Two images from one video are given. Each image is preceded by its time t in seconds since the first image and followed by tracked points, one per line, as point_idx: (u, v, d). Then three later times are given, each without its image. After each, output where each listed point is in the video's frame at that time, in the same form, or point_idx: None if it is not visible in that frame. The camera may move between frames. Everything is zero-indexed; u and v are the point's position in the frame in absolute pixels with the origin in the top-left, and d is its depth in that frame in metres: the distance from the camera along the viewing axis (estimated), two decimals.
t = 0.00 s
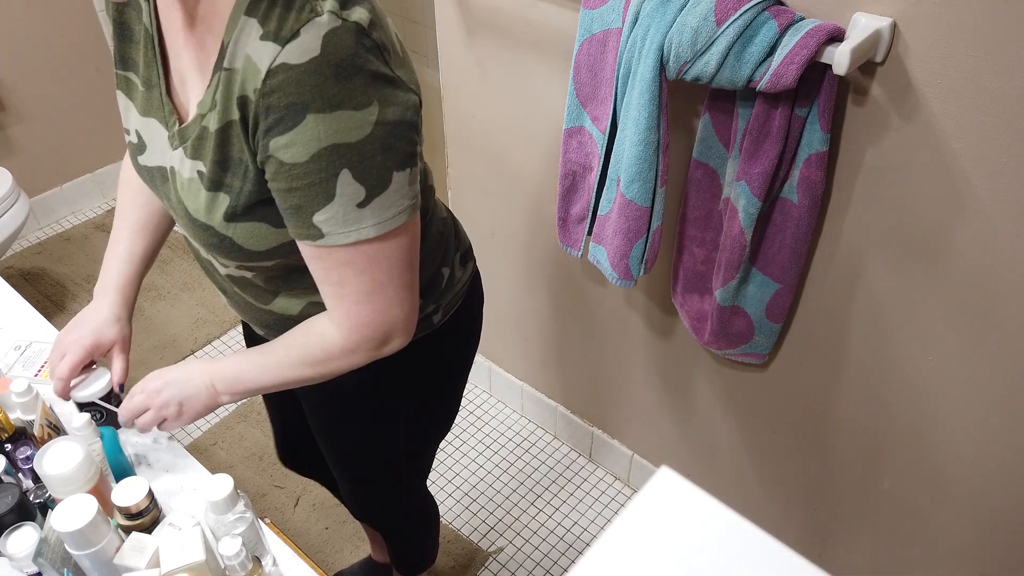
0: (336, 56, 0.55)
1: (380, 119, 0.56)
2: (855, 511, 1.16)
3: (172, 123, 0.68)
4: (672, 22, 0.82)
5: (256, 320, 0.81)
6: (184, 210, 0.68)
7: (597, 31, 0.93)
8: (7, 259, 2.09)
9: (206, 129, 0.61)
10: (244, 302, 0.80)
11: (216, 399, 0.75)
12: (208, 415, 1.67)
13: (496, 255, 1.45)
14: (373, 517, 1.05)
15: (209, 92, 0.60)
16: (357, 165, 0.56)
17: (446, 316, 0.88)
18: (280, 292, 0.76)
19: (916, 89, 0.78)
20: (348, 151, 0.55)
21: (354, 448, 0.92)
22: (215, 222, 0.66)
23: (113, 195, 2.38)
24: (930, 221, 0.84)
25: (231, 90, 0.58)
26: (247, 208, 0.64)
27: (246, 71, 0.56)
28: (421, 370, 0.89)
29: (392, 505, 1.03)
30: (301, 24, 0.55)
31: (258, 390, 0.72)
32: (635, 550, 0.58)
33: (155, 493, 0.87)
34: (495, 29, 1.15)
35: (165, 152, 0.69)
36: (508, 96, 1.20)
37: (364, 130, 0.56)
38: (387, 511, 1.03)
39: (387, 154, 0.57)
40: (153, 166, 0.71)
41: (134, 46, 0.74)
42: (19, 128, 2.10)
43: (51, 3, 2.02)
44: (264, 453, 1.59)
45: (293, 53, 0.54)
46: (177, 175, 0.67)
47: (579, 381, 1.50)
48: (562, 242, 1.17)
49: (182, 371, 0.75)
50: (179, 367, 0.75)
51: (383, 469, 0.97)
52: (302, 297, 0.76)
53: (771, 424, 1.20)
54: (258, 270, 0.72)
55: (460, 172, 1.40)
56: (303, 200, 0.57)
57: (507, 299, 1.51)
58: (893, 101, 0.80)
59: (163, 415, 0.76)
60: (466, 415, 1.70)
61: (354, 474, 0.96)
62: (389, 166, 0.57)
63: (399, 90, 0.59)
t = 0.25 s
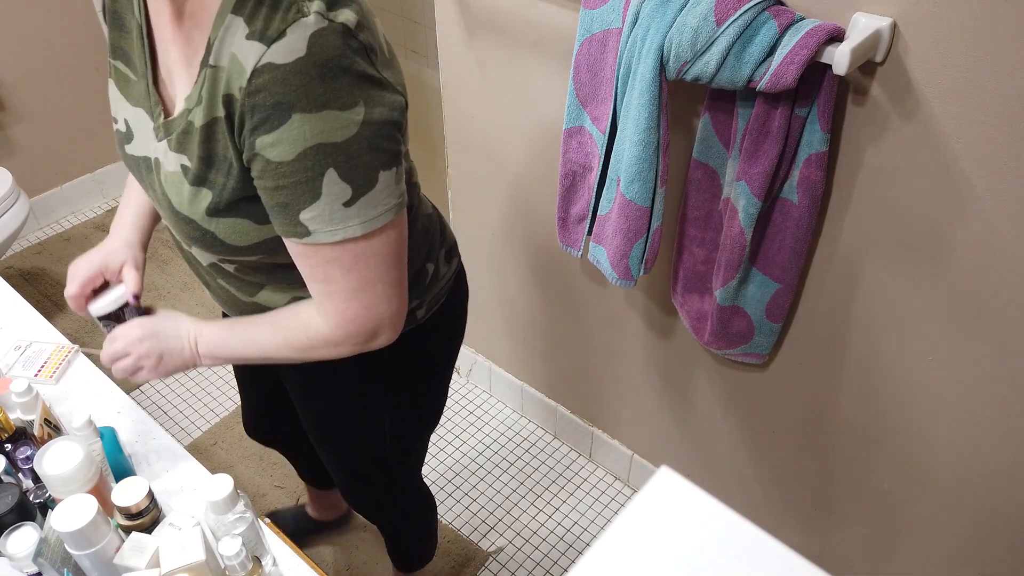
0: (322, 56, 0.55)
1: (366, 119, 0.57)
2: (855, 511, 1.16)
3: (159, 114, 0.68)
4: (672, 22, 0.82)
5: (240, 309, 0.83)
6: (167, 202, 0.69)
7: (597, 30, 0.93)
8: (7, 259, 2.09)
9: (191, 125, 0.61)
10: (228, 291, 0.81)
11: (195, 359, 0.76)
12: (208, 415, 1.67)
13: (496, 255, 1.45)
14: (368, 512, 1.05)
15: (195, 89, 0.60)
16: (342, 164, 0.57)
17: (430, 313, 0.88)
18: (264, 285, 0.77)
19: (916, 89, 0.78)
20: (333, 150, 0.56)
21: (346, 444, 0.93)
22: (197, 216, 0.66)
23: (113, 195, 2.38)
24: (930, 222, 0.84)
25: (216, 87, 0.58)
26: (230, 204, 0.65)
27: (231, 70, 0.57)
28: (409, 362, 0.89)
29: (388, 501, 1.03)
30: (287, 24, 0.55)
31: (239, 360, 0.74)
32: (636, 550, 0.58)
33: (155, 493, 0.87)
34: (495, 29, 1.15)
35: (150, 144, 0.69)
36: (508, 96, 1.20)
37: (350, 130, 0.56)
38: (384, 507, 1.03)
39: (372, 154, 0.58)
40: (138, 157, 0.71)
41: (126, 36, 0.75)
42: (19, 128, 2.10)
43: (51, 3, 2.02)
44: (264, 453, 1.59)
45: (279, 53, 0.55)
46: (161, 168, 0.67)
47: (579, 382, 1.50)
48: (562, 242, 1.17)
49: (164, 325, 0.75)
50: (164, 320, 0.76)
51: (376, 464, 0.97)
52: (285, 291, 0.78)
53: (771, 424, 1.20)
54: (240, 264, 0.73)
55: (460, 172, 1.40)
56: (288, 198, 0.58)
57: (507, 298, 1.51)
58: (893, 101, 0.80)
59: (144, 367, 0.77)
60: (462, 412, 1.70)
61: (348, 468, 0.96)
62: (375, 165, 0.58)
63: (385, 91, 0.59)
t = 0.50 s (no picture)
0: (288, 32, 0.59)
1: (331, 91, 0.61)
2: (856, 511, 1.16)
3: (120, 95, 0.68)
4: (672, 22, 0.82)
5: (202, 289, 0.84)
6: (136, 179, 0.70)
7: (597, 30, 0.93)
8: (7, 259, 2.09)
9: (160, 102, 0.63)
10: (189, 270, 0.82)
11: (161, 321, 0.78)
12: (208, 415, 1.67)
13: (496, 255, 1.45)
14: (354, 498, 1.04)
15: (162, 66, 0.62)
16: (310, 133, 0.60)
17: (387, 277, 0.88)
18: (228, 258, 0.78)
19: (916, 89, 0.78)
20: (301, 120, 0.59)
21: (322, 427, 0.92)
22: (167, 191, 0.68)
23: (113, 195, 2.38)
24: (930, 222, 0.84)
25: (185, 63, 0.60)
26: (199, 177, 0.67)
27: (200, 46, 0.60)
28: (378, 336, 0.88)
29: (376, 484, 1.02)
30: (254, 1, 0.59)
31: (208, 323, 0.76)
32: (635, 550, 0.58)
33: (155, 493, 0.87)
34: (495, 29, 1.15)
35: (113, 123, 0.70)
36: (507, 95, 1.20)
37: (315, 101, 0.60)
38: (371, 491, 1.03)
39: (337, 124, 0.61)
40: (99, 138, 0.72)
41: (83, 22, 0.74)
42: (19, 128, 2.09)
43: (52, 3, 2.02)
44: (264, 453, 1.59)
45: (248, 29, 0.58)
46: (127, 146, 0.68)
47: (579, 381, 1.50)
48: (562, 242, 1.17)
49: (135, 281, 0.76)
50: (132, 277, 0.76)
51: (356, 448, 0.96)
52: (247, 265, 0.78)
53: (771, 424, 1.20)
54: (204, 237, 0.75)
55: (460, 172, 1.40)
56: (259, 167, 0.60)
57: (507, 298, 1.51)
58: (893, 101, 0.80)
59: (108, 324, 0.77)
60: (459, 410, 1.71)
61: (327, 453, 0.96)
62: (340, 135, 0.62)
63: (346, 66, 0.63)
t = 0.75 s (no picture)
0: None
1: (281, 52, 0.65)
2: (856, 511, 1.16)
3: (71, 72, 0.72)
4: (672, 21, 0.82)
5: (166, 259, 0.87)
6: (94, 151, 0.74)
7: (597, 31, 0.93)
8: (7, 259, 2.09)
9: (117, 74, 0.67)
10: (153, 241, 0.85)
11: (134, 299, 0.81)
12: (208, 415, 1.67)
13: (496, 255, 1.45)
14: (317, 479, 1.04)
15: (116, 41, 0.66)
16: (267, 91, 0.64)
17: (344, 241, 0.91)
18: (193, 219, 0.81)
19: (916, 89, 0.78)
20: (257, 80, 0.63)
21: (285, 394, 0.93)
22: (128, 158, 0.72)
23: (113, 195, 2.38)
24: (929, 222, 0.85)
25: (140, 34, 0.64)
26: (160, 143, 0.71)
27: (154, 17, 0.63)
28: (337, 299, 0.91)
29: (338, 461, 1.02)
30: None
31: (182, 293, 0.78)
32: (635, 549, 0.58)
33: (155, 493, 0.87)
34: (495, 28, 1.15)
35: (66, 99, 0.74)
36: (507, 95, 1.20)
37: (269, 61, 0.64)
38: (333, 469, 1.03)
39: (291, 80, 0.65)
40: (53, 115, 0.76)
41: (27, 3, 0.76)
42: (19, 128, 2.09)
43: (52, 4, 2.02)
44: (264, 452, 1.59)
45: None
46: (83, 120, 0.72)
47: (579, 381, 1.50)
48: (561, 242, 1.17)
49: (104, 263, 0.80)
50: (100, 259, 0.80)
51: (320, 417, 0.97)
52: (216, 226, 0.81)
53: (771, 424, 1.20)
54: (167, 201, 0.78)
55: (460, 172, 1.40)
56: (222, 128, 0.64)
57: (506, 298, 1.51)
58: (893, 101, 0.80)
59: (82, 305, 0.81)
60: (459, 409, 1.71)
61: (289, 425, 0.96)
62: (294, 92, 0.66)
63: (293, 30, 0.67)
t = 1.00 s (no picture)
0: None
1: (270, 21, 0.68)
2: (856, 511, 1.17)
3: (58, 63, 0.72)
4: (672, 21, 0.82)
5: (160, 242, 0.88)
6: (90, 138, 0.74)
7: (597, 30, 0.93)
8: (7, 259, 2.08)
9: (109, 58, 0.69)
10: (148, 224, 0.87)
11: (129, 282, 0.83)
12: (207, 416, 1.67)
13: (496, 255, 1.45)
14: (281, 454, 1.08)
15: (104, 24, 0.68)
16: (261, 60, 0.67)
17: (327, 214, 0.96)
18: (187, 196, 0.83)
19: (917, 89, 0.78)
20: (251, 49, 0.66)
21: (265, 369, 0.97)
22: (129, 139, 0.73)
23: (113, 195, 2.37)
24: (930, 222, 0.84)
25: (134, 14, 0.66)
26: (161, 120, 0.72)
27: None
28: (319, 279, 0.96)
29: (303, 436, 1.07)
30: None
31: (178, 270, 0.82)
32: (634, 549, 0.58)
33: (156, 493, 0.87)
34: (495, 28, 1.15)
35: (56, 90, 0.74)
36: (507, 95, 1.20)
37: (260, 31, 0.67)
38: (297, 443, 1.07)
39: (281, 49, 0.69)
40: (41, 107, 0.76)
41: None
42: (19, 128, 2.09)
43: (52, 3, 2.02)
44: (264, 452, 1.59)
45: None
46: (76, 109, 0.72)
47: (579, 381, 1.50)
48: (561, 241, 1.17)
49: (93, 249, 0.82)
50: (90, 246, 0.82)
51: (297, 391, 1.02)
52: (210, 201, 0.84)
53: (771, 424, 1.20)
54: (164, 180, 0.80)
55: (460, 172, 1.40)
56: (221, 99, 0.67)
57: (506, 298, 1.51)
58: (893, 101, 0.80)
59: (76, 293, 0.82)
60: (459, 410, 1.71)
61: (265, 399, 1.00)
62: (284, 60, 0.69)
63: None
